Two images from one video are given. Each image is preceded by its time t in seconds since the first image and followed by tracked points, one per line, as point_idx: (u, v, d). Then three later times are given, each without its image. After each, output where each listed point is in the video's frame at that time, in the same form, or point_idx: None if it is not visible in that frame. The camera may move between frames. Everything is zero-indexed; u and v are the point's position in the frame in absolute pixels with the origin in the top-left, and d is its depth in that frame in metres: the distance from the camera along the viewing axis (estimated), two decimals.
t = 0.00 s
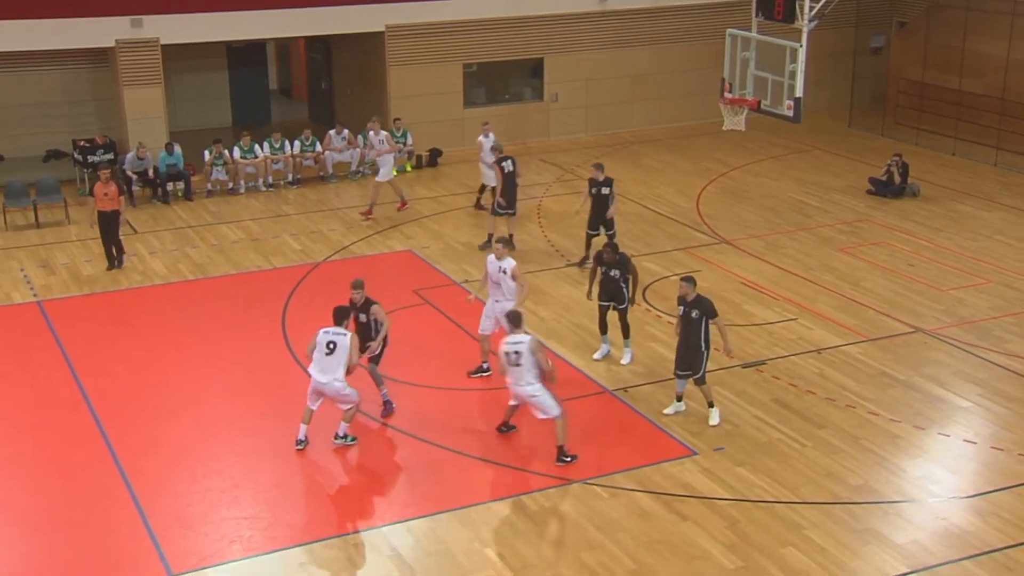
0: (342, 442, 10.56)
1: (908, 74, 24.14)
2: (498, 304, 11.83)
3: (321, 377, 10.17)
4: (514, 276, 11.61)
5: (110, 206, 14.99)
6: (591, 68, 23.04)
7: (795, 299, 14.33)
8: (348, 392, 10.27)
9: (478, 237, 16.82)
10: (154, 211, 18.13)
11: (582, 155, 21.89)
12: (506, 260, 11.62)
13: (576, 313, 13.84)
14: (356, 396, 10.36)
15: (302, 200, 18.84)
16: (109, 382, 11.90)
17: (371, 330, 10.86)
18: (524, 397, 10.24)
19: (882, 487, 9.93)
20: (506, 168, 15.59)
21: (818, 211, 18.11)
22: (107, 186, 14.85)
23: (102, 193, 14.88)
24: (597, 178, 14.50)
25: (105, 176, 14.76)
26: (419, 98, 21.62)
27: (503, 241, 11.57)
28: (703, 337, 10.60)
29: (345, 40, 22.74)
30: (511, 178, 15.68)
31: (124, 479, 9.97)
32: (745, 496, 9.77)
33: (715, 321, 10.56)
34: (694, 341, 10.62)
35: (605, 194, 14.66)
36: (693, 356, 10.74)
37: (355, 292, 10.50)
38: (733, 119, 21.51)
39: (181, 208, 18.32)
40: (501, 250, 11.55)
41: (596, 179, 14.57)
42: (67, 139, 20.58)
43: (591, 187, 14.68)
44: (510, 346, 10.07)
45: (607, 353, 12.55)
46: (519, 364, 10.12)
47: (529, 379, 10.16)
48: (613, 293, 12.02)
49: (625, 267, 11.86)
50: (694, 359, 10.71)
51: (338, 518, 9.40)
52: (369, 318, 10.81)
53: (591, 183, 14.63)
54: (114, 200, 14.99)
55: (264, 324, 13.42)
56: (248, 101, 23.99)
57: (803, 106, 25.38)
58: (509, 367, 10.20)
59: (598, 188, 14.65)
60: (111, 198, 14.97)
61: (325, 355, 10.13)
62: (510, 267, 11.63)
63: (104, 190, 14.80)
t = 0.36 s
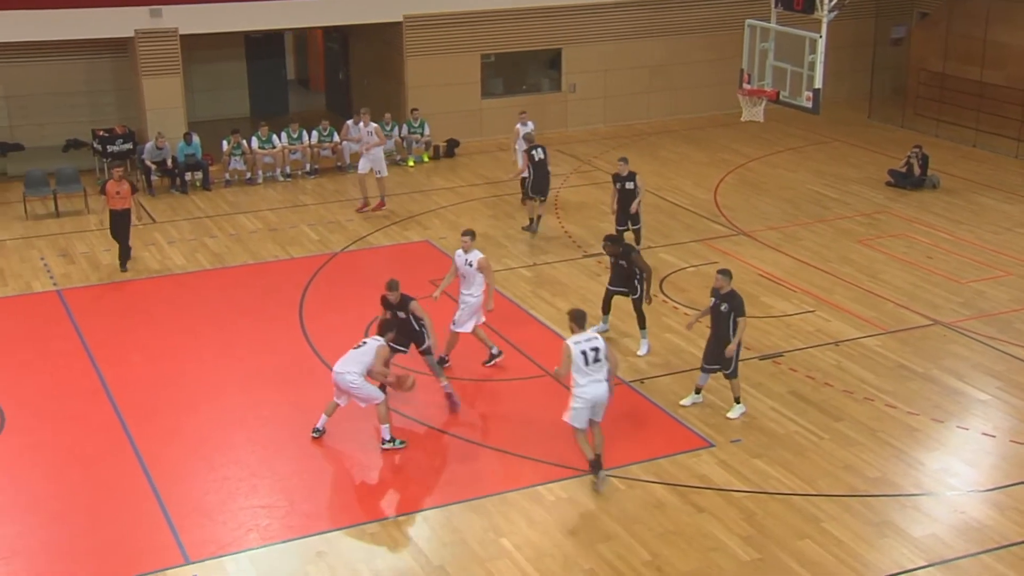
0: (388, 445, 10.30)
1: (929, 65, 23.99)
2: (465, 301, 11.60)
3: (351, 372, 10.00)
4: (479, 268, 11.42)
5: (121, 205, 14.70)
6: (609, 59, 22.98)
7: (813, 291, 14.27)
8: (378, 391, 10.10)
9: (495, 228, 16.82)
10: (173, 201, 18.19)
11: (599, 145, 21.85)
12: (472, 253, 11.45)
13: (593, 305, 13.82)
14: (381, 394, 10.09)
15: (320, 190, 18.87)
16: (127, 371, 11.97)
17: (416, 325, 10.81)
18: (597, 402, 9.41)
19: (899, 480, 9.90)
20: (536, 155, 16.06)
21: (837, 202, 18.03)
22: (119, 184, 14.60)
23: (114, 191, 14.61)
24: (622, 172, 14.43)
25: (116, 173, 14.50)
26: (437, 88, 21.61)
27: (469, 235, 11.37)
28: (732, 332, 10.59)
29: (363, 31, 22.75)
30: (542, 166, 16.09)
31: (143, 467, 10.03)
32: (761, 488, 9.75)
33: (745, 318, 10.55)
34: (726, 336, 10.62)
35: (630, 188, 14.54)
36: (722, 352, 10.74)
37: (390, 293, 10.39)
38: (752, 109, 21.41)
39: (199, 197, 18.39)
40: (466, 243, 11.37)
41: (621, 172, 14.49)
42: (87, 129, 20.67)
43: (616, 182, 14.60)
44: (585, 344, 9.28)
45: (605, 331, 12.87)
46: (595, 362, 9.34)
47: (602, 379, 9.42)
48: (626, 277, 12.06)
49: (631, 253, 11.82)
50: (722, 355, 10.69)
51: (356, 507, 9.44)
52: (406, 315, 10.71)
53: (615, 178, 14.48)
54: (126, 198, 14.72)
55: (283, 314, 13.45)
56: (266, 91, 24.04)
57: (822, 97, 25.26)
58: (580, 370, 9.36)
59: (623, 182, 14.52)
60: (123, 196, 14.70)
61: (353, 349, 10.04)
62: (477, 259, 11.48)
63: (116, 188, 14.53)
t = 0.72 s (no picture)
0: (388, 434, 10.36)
1: (941, 57, 23.89)
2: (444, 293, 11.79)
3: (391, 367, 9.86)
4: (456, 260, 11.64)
5: (127, 203, 14.36)
6: (619, 50, 22.93)
7: (823, 283, 14.24)
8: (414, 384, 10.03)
9: (505, 219, 16.81)
10: (183, 191, 18.22)
11: (609, 137, 21.82)
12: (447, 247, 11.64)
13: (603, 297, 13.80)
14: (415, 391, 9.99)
15: (330, 181, 18.89)
16: (138, 361, 12.00)
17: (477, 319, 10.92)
18: (650, 413, 8.95)
19: (909, 472, 9.88)
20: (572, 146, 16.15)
21: (848, 194, 17.98)
22: (124, 182, 14.26)
23: (119, 189, 14.26)
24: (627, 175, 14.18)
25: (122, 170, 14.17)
26: (448, 80, 21.58)
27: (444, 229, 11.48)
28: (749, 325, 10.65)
29: (373, 22, 22.74)
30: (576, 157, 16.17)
31: (154, 457, 10.06)
32: (771, 481, 9.74)
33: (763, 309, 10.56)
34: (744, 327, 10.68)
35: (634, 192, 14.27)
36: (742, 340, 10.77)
37: (457, 288, 10.51)
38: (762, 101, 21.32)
39: (209, 188, 18.42)
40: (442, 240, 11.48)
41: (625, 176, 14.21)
42: (98, 120, 20.71)
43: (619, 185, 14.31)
44: (636, 354, 8.81)
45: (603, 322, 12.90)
46: (646, 373, 8.87)
47: (653, 391, 8.95)
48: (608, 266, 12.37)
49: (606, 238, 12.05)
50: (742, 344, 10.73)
51: (366, 498, 9.46)
52: (473, 311, 10.83)
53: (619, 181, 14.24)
54: (132, 197, 14.36)
55: (293, 305, 13.48)
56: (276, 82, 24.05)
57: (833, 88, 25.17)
58: (633, 383, 8.84)
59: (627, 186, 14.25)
60: (128, 194, 14.34)
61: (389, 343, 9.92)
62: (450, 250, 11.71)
63: (122, 186, 14.19)
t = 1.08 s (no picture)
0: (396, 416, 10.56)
1: (950, 48, 23.81)
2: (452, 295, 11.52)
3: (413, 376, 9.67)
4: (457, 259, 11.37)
5: (126, 200, 14.07)
6: (627, 41, 22.89)
7: (831, 275, 14.21)
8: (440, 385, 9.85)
9: (512, 211, 16.81)
10: (191, 182, 18.25)
11: (617, 128, 21.79)
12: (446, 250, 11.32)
13: (610, 288, 13.79)
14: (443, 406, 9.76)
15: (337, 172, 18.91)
16: (146, 352, 12.03)
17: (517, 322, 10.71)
18: (700, 428, 8.59)
19: (916, 465, 9.88)
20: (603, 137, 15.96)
21: (856, 186, 17.93)
22: (122, 178, 13.94)
23: (119, 187, 13.92)
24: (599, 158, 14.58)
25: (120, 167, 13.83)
26: (455, 71, 21.56)
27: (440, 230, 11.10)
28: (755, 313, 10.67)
29: (381, 13, 22.72)
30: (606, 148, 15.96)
31: (161, 447, 10.09)
32: (778, 473, 9.74)
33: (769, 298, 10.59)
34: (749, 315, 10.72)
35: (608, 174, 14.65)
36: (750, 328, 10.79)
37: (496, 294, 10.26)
38: (771, 93, 21.12)
39: (216, 179, 18.45)
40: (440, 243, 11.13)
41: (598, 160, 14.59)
42: (106, 110, 20.74)
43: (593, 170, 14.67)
44: (691, 367, 8.43)
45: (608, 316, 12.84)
46: (699, 388, 8.49)
47: (705, 406, 8.58)
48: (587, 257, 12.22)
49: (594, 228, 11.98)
50: (750, 332, 10.75)
51: (373, 489, 9.48)
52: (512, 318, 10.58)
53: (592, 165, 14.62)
54: (132, 193, 14.06)
55: (300, 296, 13.49)
56: (283, 73, 24.05)
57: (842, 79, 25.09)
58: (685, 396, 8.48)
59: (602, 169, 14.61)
60: (128, 190, 14.04)
61: (410, 355, 9.60)
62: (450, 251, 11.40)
63: (121, 183, 13.86)
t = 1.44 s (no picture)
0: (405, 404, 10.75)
1: (955, 41, 23.78)
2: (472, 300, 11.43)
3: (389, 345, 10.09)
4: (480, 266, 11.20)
5: (123, 201, 13.89)
6: (631, 34, 22.86)
7: (835, 269, 14.19)
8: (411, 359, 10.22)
9: (515, 204, 16.79)
10: (194, 175, 18.25)
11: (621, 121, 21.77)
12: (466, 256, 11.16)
13: (613, 282, 13.78)
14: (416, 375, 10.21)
15: (341, 165, 18.90)
16: (149, 345, 12.04)
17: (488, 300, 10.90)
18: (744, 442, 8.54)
19: (919, 458, 9.87)
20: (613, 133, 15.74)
21: (860, 180, 17.90)
22: (119, 179, 13.80)
23: (116, 187, 13.77)
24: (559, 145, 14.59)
25: (118, 167, 13.69)
26: (458, 64, 21.54)
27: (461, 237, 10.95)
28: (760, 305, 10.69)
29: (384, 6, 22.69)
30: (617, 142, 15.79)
31: (165, 440, 10.10)
32: (781, 466, 9.74)
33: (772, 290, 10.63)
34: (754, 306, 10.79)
35: (567, 160, 14.70)
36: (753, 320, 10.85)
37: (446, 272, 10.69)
38: (775, 86, 21.13)
39: (220, 172, 18.45)
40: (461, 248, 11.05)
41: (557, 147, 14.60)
42: (109, 103, 20.74)
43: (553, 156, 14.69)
44: (729, 381, 8.36)
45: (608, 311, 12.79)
46: (738, 401, 8.43)
47: (744, 418, 8.52)
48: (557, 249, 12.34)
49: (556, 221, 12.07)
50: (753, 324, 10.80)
51: (376, 482, 9.49)
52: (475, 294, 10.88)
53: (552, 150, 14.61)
54: (129, 194, 13.92)
55: (304, 289, 13.49)
56: (287, 66, 24.05)
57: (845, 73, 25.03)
58: (726, 411, 8.42)
59: (560, 156, 14.65)
60: (125, 191, 13.89)
61: (393, 325, 10.03)
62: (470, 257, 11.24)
63: (120, 183, 13.73)
